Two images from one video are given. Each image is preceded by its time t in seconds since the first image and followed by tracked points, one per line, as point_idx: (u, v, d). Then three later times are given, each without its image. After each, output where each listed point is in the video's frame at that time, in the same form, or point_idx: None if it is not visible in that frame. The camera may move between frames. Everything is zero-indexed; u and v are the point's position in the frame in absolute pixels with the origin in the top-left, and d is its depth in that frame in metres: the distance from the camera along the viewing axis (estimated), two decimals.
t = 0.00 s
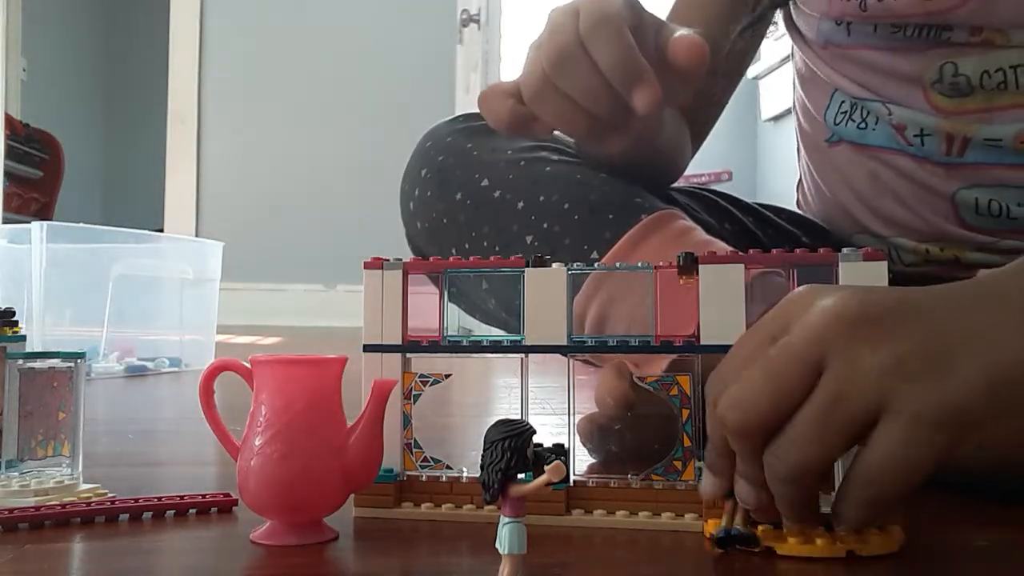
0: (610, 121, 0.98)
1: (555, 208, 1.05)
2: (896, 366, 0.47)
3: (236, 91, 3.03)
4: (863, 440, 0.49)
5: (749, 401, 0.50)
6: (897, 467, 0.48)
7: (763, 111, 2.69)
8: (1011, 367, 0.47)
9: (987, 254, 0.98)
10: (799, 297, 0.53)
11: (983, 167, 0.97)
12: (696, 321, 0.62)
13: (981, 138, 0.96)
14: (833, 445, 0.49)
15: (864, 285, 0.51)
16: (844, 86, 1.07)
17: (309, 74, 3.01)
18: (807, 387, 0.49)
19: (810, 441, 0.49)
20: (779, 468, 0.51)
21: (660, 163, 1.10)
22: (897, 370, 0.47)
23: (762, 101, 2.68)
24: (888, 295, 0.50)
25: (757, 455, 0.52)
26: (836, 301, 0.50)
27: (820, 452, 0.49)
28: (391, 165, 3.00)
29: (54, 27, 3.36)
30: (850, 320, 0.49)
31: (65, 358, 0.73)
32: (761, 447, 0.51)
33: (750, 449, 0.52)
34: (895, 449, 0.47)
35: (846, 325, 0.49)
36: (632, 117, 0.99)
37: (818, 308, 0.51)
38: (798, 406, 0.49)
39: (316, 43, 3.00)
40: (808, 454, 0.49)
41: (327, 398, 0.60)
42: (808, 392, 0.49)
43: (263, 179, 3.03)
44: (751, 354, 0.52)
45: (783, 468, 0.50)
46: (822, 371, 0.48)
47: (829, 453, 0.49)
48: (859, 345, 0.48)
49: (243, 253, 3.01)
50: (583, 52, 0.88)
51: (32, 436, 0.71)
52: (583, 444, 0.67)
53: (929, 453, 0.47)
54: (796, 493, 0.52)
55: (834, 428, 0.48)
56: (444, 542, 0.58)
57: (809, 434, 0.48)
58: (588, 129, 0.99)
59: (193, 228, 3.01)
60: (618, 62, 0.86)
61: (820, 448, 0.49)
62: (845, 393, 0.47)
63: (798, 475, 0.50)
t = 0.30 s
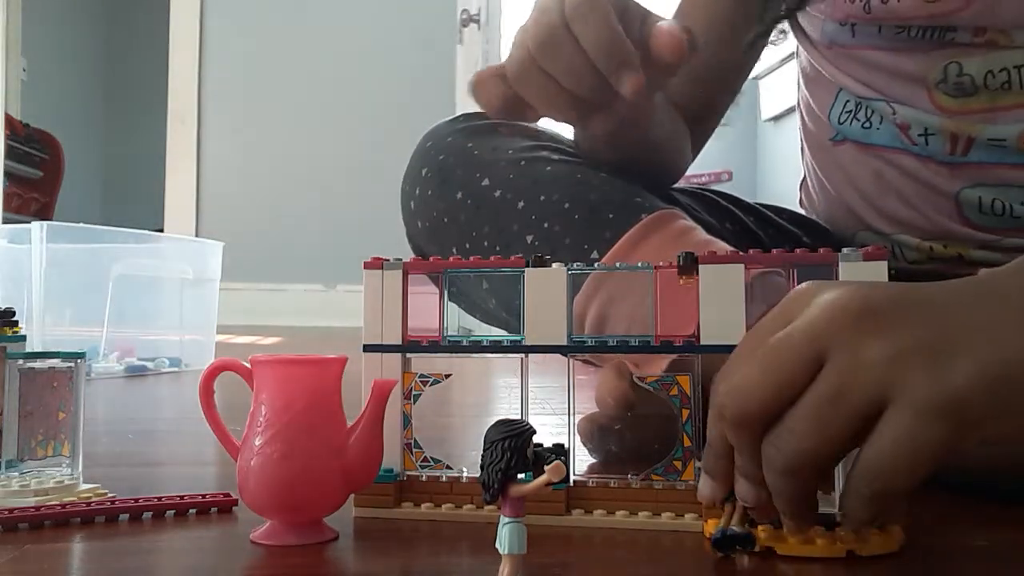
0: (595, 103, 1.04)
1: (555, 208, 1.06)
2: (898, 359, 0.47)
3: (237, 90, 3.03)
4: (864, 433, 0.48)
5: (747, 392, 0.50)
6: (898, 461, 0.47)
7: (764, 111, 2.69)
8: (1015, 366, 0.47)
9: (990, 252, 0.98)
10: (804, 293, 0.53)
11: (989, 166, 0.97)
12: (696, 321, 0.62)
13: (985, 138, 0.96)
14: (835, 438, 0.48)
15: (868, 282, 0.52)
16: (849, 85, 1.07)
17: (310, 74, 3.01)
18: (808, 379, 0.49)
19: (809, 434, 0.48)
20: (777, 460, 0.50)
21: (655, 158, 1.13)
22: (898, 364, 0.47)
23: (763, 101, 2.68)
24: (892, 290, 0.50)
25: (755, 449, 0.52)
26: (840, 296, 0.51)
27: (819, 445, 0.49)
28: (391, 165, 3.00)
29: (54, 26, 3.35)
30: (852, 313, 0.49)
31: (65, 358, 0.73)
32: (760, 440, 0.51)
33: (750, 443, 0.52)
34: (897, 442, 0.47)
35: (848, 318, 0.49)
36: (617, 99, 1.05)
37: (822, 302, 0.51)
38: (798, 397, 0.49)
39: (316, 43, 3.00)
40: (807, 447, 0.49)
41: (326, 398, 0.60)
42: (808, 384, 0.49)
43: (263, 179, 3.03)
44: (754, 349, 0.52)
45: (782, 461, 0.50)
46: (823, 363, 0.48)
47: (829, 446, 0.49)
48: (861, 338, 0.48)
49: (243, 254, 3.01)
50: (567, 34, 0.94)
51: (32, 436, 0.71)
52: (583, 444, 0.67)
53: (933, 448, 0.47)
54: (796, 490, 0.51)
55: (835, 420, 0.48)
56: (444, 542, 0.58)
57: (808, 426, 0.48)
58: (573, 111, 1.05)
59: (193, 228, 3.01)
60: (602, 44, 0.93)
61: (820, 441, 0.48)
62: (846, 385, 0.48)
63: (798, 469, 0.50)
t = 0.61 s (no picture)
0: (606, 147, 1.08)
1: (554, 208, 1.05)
2: (907, 368, 0.47)
3: (237, 91, 3.03)
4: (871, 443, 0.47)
5: (752, 402, 0.48)
6: (910, 471, 0.46)
7: (763, 111, 2.69)
8: None
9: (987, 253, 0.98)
10: (807, 301, 0.52)
11: (981, 170, 0.97)
12: (696, 322, 0.62)
13: (978, 143, 0.97)
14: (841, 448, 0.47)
15: (872, 289, 0.51)
16: (842, 86, 1.07)
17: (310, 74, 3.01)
18: (814, 387, 0.47)
19: (816, 444, 0.47)
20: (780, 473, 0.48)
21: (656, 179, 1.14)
22: (908, 372, 0.46)
23: (763, 101, 2.69)
24: (897, 299, 0.49)
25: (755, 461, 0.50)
26: (846, 303, 0.50)
27: (827, 456, 0.47)
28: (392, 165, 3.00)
29: (54, 26, 3.35)
30: (860, 320, 0.48)
31: (65, 358, 0.73)
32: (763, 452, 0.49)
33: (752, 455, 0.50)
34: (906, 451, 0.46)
35: (855, 326, 0.48)
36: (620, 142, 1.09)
37: (828, 310, 0.50)
38: (805, 406, 0.47)
39: (317, 43, 3.01)
40: (814, 457, 0.47)
41: (325, 400, 0.59)
42: (815, 392, 0.47)
43: (263, 179, 3.03)
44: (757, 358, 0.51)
45: (786, 474, 0.48)
46: (831, 372, 0.47)
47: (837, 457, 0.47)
48: (869, 346, 0.47)
49: (243, 253, 3.02)
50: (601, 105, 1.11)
51: (32, 436, 0.71)
52: (583, 444, 0.67)
53: (944, 458, 0.46)
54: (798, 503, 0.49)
55: (843, 429, 0.46)
56: (444, 542, 0.58)
57: (817, 436, 0.47)
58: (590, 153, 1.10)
59: (193, 228, 3.01)
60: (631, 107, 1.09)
61: (827, 450, 0.47)
62: (855, 394, 0.46)
63: (803, 482, 0.48)
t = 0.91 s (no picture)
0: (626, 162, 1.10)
1: (556, 208, 1.07)
2: (908, 370, 0.46)
3: (237, 91, 3.03)
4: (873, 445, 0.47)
5: (753, 405, 0.48)
6: (913, 473, 0.45)
7: (763, 111, 2.69)
8: None
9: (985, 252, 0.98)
10: (806, 306, 0.52)
11: (976, 171, 0.97)
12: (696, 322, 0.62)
13: (974, 144, 0.97)
14: (841, 451, 0.47)
15: (871, 292, 0.51)
16: (841, 86, 1.07)
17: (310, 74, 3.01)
18: (815, 391, 0.47)
19: (816, 446, 0.47)
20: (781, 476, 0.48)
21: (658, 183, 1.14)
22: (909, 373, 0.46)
23: (763, 101, 2.69)
24: (897, 303, 0.49)
25: (757, 463, 0.50)
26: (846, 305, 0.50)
27: (829, 458, 0.47)
28: (391, 165, 3.00)
29: (55, 27, 3.34)
30: (860, 323, 0.48)
31: (65, 358, 0.73)
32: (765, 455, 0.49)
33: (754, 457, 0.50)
34: (907, 453, 0.45)
35: (855, 329, 0.48)
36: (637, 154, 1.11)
37: (829, 312, 0.50)
38: (806, 409, 0.47)
39: (316, 43, 3.01)
40: (815, 460, 0.47)
41: (326, 399, 0.60)
42: (817, 394, 0.47)
43: (263, 179, 3.03)
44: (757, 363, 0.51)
45: (788, 477, 0.48)
46: (832, 375, 0.47)
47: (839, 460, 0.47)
48: (871, 348, 0.47)
49: (243, 253, 3.02)
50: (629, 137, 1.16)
51: (32, 436, 0.71)
52: (583, 444, 0.67)
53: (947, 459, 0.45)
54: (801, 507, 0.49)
55: (845, 432, 0.46)
56: (444, 543, 0.58)
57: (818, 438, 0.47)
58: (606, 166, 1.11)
59: (193, 228, 3.01)
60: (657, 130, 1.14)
61: (829, 453, 0.47)
62: (856, 396, 0.46)
63: (805, 485, 0.48)
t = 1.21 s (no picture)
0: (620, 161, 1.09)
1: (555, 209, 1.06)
2: (900, 359, 0.46)
3: (237, 90, 3.03)
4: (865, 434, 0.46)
5: (747, 397, 0.49)
6: (904, 460, 0.45)
7: (763, 111, 2.69)
8: None
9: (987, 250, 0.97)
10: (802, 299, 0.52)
11: (978, 169, 0.97)
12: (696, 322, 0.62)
13: (976, 141, 0.96)
14: (835, 442, 0.47)
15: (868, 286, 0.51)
16: (845, 83, 1.08)
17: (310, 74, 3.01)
18: (805, 380, 0.47)
19: (809, 437, 0.47)
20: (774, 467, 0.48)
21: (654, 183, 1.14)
22: (903, 364, 0.46)
23: (763, 101, 2.68)
24: (893, 295, 0.49)
25: (754, 456, 0.50)
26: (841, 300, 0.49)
27: (821, 447, 0.47)
28: (391, 166, 3.00)
29: (55, 27, 3.34)
30: (853, 316, 0.48)
31: (65, 358, 0.73)
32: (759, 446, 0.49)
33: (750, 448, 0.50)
34: (897, 442, 0.45)
35: (849, 321, 0.48)
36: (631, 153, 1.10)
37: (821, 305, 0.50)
38: (797, 399, 0.47)
39: (316, 43, 3.00)
40: (808, 450, 0.47)
41: (327, 400, 0.60)
42: (808, 386, 0.47)
43: (264, 179, 3.03)
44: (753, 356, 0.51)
45: (780, 467, 0.48)
46: (824, 365, 0.47)
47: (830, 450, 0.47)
48: (864, 340, 0.47)
49: (243, 253, 3.02)
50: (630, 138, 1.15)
51: (32, 436, 0.71)
52: (583, 444, 0.67)
53: (938, 447, 0.45)
54: (797, 498, 0.49)
55: (836, 423, 0.46)
56: (444, 543, 0.58)
57: (809, 429, 0.47)
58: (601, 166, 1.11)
59: (194, 228, 3.01)
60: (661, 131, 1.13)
61: (821, 443, 0.47)
62: (846, 385, 0.46)
63: (797, 474, 0.48)
